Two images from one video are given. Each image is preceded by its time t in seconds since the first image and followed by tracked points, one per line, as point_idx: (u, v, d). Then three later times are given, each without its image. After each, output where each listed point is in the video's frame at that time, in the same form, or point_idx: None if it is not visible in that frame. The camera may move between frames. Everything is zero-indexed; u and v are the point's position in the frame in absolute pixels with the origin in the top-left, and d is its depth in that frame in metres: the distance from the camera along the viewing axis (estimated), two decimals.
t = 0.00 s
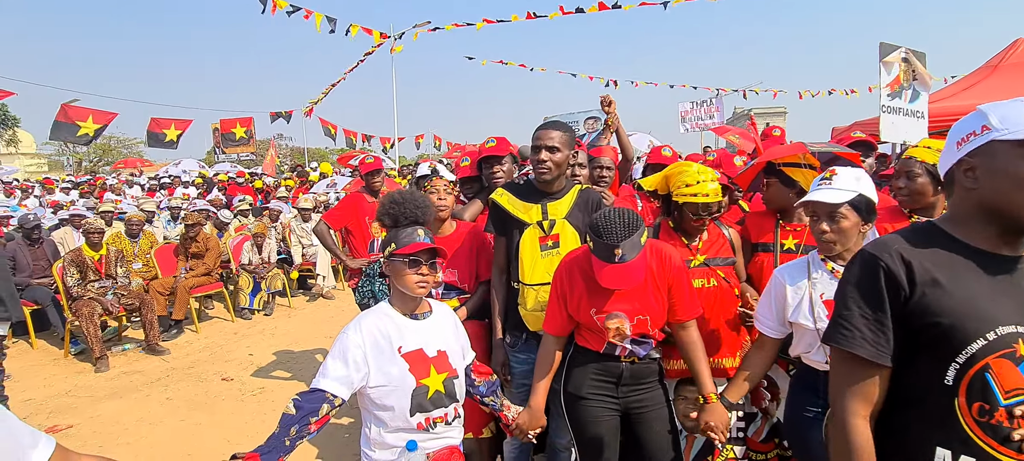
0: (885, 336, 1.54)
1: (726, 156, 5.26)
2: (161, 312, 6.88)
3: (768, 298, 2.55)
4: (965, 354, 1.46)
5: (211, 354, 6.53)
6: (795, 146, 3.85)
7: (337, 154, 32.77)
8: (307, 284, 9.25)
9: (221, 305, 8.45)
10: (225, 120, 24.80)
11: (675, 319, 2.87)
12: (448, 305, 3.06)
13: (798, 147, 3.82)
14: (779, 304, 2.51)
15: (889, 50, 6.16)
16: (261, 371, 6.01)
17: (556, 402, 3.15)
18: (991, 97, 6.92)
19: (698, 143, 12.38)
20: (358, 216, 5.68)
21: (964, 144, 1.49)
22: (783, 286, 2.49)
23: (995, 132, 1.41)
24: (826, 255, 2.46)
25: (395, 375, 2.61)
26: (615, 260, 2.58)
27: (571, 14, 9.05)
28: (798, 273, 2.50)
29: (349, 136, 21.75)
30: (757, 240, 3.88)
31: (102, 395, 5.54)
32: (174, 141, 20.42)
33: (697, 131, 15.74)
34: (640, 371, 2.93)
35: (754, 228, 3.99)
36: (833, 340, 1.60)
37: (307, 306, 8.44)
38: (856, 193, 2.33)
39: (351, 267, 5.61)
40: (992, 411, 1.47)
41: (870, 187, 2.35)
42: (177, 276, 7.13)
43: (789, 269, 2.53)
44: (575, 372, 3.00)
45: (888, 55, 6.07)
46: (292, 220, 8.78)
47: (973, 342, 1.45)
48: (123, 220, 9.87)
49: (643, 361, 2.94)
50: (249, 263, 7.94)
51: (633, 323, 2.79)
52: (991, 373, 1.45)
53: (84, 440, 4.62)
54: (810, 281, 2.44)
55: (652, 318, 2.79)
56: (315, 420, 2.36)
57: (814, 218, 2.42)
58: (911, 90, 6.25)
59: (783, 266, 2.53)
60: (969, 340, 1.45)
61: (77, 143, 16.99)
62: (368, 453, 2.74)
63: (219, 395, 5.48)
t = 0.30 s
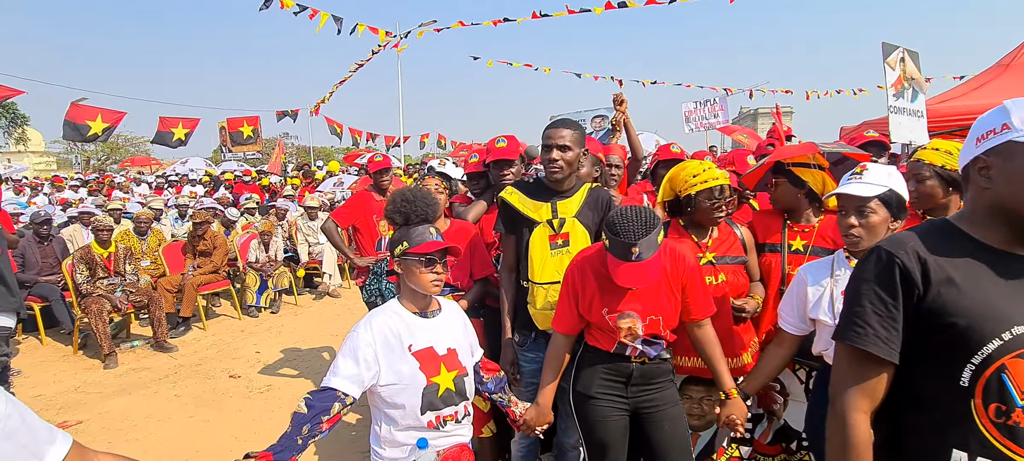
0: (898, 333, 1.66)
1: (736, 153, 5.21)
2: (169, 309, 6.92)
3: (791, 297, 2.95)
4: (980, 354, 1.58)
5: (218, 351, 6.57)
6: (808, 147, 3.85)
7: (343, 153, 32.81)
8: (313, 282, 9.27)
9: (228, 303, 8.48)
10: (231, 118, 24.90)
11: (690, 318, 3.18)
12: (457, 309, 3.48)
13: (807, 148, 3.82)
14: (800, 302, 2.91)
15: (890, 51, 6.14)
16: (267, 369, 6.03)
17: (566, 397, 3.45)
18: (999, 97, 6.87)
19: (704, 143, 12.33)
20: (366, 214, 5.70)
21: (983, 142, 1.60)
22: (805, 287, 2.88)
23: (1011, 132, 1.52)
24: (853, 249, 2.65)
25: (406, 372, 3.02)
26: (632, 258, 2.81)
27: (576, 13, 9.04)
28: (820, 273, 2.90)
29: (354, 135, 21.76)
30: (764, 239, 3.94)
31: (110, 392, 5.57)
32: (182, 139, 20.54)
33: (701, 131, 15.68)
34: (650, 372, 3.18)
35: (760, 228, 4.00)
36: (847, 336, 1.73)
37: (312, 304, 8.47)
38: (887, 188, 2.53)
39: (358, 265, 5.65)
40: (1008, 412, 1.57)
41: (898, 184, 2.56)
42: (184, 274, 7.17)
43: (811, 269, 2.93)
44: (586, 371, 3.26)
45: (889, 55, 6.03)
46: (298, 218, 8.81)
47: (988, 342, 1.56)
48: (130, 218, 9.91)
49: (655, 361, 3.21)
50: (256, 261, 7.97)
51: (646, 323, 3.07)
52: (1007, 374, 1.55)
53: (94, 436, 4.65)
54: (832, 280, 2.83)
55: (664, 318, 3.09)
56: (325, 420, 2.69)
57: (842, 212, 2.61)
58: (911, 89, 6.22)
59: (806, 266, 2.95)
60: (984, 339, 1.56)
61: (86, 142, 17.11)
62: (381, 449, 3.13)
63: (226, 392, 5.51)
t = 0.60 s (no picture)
0: (882, 327, 1.72)
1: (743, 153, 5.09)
2: (172, 307, 6.93)
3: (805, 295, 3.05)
4: (961, 348, 1.63)
5: (221, 349, 6.58)
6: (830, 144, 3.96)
7: (346, 152, 32.85)
8: (315, 279, 9.28)
9: (231, 301, 8.50)
10: (234, 117, 24.91)
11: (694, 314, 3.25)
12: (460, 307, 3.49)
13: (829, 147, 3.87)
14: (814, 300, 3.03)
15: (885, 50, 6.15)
16: (270, 366, 6.04)
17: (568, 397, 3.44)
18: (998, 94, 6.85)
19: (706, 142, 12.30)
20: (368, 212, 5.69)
21: (964, 138, 1.65)
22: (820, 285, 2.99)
23: (985, 130, 1.56)
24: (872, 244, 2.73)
25: (408, 369, 3.02)
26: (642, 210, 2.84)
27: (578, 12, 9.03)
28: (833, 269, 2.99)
29: (357, 133, 21.73)
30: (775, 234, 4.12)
31: (114, 390, 5.59)
32: (186, 138, 20.59)
33: (704, 129, 15.66)
34: (652, 372, 3.18)
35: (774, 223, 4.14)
36: (836, 333, 1.80)
37: (315, 302, 8.48)
38: (906, 183, 2.62)
39: (360, 263, 5.65)
40: (992, 404, 1.61)
41: (916, 178, 2.64)
42: (188, 272, 7.19)
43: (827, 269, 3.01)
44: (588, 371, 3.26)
45: (885, 54, 6.03)
46: (301, 216, 8.83)
47: (969, 336, 1.61)
48: (133, 217, 9.93)
49: (659, 361, 3.20)
50: (258, 259, 7.99)
51: (649, 317, 3.07)
52: (988, 367, 1.60)
53: (98, 434, 4.67)
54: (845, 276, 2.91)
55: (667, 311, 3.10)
56: (328, 417, 2.69)
57: (861, 207, 2.69)
58: (907, 88, 6.19)
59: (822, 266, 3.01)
60: (965, 333, 1.61)
61: (90, 141, 17.16)
62: (383, 447, 3.12)
63: (229, 389, 5.53)
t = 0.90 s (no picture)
0: (879, 321, 1.74)
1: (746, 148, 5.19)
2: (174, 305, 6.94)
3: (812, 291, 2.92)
4: (958, 342, 1.62)
5: (222, 346, 6.59)
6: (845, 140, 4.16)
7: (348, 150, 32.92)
8: (317, 277, 9.31)
9: (233, 299, 8.51)
10: (237, 115, 24.94)
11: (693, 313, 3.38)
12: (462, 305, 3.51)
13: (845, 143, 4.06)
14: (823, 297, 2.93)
15: (881, 48, 6.15)
16: (271, 364, 6.04)
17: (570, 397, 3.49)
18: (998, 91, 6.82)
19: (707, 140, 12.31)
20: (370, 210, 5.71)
21: (975, 133, 1.63)
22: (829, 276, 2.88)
23: (996, 125, 1.54)
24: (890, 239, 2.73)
25: (409, 366, 3.03)
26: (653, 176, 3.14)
27: (578, 9, 9.02)
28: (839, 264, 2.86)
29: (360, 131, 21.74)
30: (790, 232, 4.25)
31: (115, 387, 5.59)
32: (189, 137, 20.62)
33: (706, 127, 15.68)
34: (654, 373, 3.25)
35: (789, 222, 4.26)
36: (834, 325, 1.82)
37: (317, 300, 8.49)
38: (931, 181, 2.59)
39: (361, 261, 5.67)
40: (988, 398, 1.60)
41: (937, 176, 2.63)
42: (190, 270, 7.19)
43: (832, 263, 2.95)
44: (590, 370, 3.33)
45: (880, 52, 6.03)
46: (303, 214, 8.83)
47: (965, 331, 1.60)
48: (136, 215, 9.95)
49: (661, 361, 3.28)
50: (260, 257, 8.01)
51: (653, 309, 3.20)
52: (985, 362, 1.59)
53: (99, 431, 4.67)
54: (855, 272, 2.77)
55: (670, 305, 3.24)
56: (329, 415, 2.68)
57: (884, 203, 2.67)
58: (907, 85, 6.16)
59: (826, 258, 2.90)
60: (962, 327, 1.60)
61: (94, 140, 17.22)
62: (383, 445, 3.11)
63: (231, 387, 5.54)
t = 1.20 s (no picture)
0: (883, 317, 1.73)
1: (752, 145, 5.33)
2: (176, 303, 6.97)
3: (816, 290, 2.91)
4: (963, 338, 1.61)
5: (223, 345, 6.59)
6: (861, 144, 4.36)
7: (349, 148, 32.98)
8: (318, 275, 9.34)
9: (234, 297, 8.52)
10: (239, 114, 24.94)
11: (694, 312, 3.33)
12: (463, 304, 3.49)
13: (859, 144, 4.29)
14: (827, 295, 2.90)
15: (886, 44, 6.11)
16: (272, 362, 6.05)
17: (571, 395, 3.49)
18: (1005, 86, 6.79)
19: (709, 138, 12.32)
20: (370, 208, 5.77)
21: (985, 127, 1.61)
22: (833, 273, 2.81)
23: (1008, 119, 1.52)
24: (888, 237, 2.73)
25: (410, 365, 3.02)
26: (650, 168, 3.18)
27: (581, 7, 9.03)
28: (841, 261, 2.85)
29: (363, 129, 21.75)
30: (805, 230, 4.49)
31: (117, 385, 5.61)
32: (191, 136, 20.64)
33: (710, 125, 15.71)
34: (657, 371, 3.24)
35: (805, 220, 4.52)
36: (839, 322, 1.82)
37: (318, 298, 8.49)
38: (931, 179, 2.60)
39: (361, 260, 5.74)
40: (991, 393, 1.60)
41: (936, 173, 2.64)
42: (191, 268, 7.18)
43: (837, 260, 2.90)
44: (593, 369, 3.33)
45: (885, 48, 6.02)
46: (303, 212, 8.82)
47: (971, 328, 1.60)
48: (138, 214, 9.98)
49: (665, 360, 3.30)
50: (262, 255, 8.03)
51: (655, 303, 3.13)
52: (990, 357, 1.58)
53: (101, 429, 4.68)
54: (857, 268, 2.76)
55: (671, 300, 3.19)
56: (331, 413, 2.68)
57: (885, 201, 2.67)
58: (912, 81, 6.16)
59: (829, 256, 2.89)
60: (967, 324, 1.60)
61: (97, 139, 17.25)
62: (384, 443, 3.13)
63: (231, 386, 5.54)
